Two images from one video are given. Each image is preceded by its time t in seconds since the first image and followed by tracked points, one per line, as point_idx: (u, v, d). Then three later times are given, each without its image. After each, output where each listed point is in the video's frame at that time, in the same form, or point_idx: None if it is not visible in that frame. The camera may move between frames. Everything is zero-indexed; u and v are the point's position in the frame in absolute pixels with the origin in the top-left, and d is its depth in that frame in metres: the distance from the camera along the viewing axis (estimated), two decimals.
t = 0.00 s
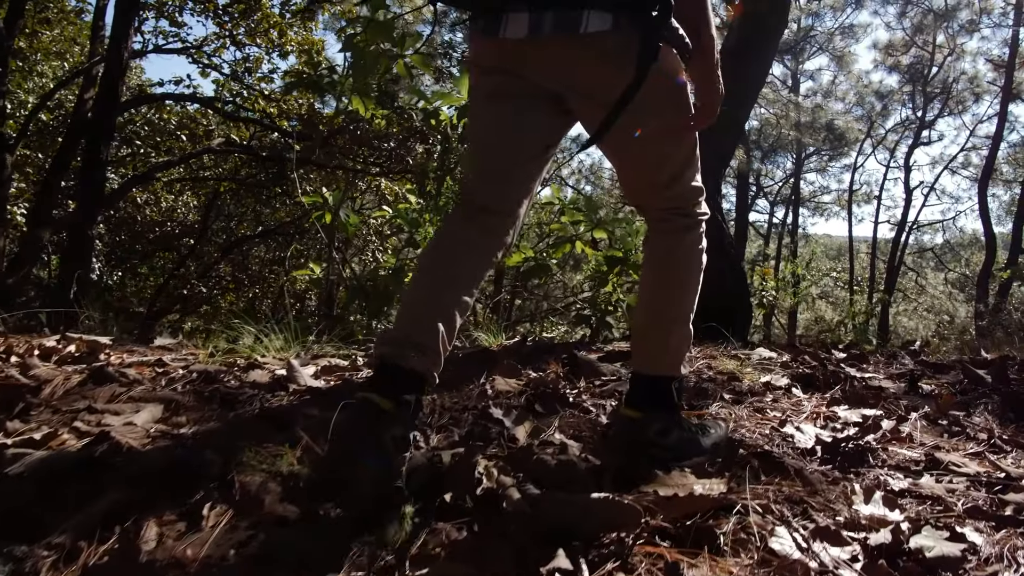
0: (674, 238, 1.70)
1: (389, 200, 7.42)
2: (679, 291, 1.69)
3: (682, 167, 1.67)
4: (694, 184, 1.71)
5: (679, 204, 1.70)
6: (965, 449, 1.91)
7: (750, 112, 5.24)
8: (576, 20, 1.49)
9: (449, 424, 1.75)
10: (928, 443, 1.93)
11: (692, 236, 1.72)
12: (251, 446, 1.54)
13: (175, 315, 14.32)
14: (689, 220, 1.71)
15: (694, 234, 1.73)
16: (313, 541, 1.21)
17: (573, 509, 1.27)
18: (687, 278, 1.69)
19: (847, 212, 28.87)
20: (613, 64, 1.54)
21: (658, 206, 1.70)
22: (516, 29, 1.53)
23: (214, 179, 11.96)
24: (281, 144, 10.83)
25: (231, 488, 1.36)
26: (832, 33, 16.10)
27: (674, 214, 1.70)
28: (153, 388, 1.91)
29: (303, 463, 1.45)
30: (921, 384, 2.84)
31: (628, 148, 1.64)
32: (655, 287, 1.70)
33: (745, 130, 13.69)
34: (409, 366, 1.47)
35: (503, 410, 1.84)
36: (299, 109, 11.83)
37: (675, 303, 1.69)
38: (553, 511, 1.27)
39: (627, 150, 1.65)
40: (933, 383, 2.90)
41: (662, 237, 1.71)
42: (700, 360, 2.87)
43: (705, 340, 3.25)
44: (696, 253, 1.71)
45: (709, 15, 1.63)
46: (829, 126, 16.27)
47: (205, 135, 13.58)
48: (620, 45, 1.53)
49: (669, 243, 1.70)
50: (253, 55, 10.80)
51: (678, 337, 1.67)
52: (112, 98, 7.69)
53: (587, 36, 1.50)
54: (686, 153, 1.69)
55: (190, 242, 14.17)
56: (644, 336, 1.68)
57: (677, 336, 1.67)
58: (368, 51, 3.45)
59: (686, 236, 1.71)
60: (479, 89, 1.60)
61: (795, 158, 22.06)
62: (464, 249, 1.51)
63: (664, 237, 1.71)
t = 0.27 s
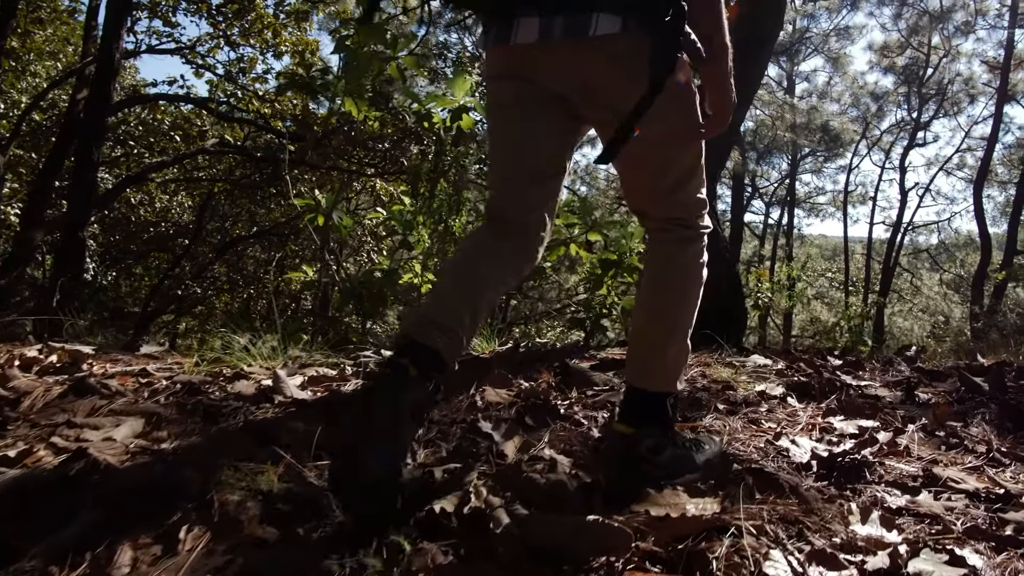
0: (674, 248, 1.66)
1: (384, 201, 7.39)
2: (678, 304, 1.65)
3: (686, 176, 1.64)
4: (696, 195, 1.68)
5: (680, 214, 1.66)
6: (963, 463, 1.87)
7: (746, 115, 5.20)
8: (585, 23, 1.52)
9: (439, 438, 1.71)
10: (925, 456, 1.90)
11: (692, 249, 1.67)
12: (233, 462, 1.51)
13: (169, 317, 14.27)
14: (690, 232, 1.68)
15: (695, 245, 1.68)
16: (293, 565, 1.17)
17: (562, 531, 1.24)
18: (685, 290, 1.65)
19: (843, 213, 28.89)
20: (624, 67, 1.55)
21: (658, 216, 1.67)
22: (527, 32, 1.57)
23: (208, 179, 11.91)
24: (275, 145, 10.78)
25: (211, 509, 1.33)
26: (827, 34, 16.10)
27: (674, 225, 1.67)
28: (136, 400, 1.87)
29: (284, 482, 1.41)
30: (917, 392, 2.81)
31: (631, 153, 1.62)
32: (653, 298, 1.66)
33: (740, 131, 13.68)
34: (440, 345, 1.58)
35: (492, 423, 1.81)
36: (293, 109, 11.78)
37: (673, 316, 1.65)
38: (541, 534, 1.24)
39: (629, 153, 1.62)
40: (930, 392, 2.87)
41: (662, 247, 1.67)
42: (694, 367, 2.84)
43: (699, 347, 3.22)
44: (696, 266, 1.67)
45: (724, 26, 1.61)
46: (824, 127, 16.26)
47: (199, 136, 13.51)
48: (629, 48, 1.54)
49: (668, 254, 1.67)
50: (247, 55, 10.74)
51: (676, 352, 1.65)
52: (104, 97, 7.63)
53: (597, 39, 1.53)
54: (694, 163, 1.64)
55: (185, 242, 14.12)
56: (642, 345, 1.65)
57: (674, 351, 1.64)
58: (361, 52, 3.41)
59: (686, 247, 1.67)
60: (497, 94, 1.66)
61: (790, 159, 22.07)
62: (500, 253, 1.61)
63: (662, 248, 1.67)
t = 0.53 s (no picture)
0: (672, 259, 1.64)
1: (378, 201, 7.35)
2: (675, 319, 1.62)
3: (688, 184, 1.61)
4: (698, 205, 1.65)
5: (679, 223, 1.64)
6: (962, 477, 1.83)
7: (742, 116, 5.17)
8: (591, 26, 1.51)
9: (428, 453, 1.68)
10: (923, 469, 1.87)
11: (690, 261, 1.65)
12: (215, 479, 1.47)
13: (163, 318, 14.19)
14: (689, 244, 1.65)
15: (693, 260, 1.65)
16: None
17: (551, 553, 1.21)
18: (682, 301, 1.62)
19: (838, 215, 28.92)
20: (630, 70, 1.53)
21: (657, 226, 1.64)
22: (536, 37, 1.58)
23: (201, 181, 11.86)
24: (269, 146, 10.72)
25: (190, 530, 1.28)
26: (823, 35, 16.07)
27: (672, 236, 1.64)
28: (120, 413, 1.83)
29: (271, 502, 1.37)
30: (915, 403, 2.77)
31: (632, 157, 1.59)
32: (649, 310, 1.63)
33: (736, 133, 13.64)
34: (478, 323, 1.45)
35: (481, 437, 1.77)
36: (287, 110, 11.72)
37: (671, 331, 1.62)
38: (529, 558, 1.21)
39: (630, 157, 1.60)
40: (927, 400, 2.83)
41: (660, 257, 1.64)
42: (687, 375, 2.81)
43: (693, 355, 3.18)
44: (694, 277, 1.65)
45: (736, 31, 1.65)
46: (820, 128, 16.23)
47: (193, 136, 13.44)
48: (635, 51, 1.52)
49: (666, 266, 1.64)
50: (241, 56, 10.67)
51: (670, 368, 1.62)
52: (94, 97, 7.58)
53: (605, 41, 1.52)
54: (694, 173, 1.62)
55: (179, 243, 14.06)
56: (637, 360, 1.62)
57: (669, 368, 1.61)
58: (351, 55, 3.33)
59: (685, 258, 1.64)
60: (513, 107, 1.70)
61: (786, 160, 22.07)
62: (533, 254, 1.60)
63: (660, 260, 1.64)
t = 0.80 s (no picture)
0: (665, 270, 1.61)
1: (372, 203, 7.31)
2: (668, 330, 1.59)
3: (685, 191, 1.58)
4: (695, 214, 1.62)
5: (675, 232, 1.61)
6: (961, 492, 1.80)
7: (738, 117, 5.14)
8: (592, 29, 1.51)
9: (414, 469, 1.64)
10: (921, 484, 1.83)
11: (685, 270, 1.61)
12: (197, 496, 1.43)
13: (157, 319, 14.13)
14: (684, 255, 1.62)
15: (688, 271, 1.62)
16: None
17: None
18: (675, 312, 1.59)
19: (834, 216, 28.92)
20: (630, 74, 1.53)
21: (652, 235, 1.62)
22: (543, 43, 1.62)
23: (195, 182, 11.80)
24: (263, 147, 10.67)
25: (166, 553, 1.24)
26: (818, 36, 16.06)
27: (668, 245, 1.62)
28: (100, 427, 1.79)
29: (251, 522, 1.33)
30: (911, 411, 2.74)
31: (629, 161, 1.58)
32: (643, 320, 1.60)
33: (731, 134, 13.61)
34: (519, 301, 1.59)
35: (470, 452, 1.74)
36: (281, 111, 11.66)
37: (662, 344, 1.59)
38: None
39: (629, 159, 1.58)
40: (923, 408, 2.80)
41: (653, 268, 1.62)
42: (680, 383, 2.77)
43: (687, 362, 3.15)
44: (687, 290, 1.61)
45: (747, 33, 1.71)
46: (815, 130, 16.22)
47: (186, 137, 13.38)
48: (637, 54, 1.51)
49: (659, 275, 1.61)
50: (235, 56, 10.62)
51: (663, 381, 1.58)
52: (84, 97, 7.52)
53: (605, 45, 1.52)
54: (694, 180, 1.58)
55: (173, 244, 13.99)
56: (629, 372, 1.59)
57: (662, 380, 1.58)
58: (343, 59, 3.24)
59: (678, 269, 1.61)
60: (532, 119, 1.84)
61: (781, 161, 22.06)
62: (561, 251, 1.76)
63: (654, 268, 1.62)
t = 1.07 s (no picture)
0: (655, 280, 1.57)
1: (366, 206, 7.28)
2: (659, 343, 1.55)
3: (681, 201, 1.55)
4: (690, 225, 1.59)
5: (668, 241, 1.57)
6: (959, 506, 1.77)
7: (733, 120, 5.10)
8: (598, 37, 1.50)
9: (400, 487, 1.61)
10: (918, 498, 1.80)
11: (677, 282, 1.58)
12: (178, 515, 1.39)
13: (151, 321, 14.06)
14: (676, 266, 1.58)
15: (680, 284, 1.58)
16: None
17: None
18: (667, 325, 1.56)
19: (829, 216, 28.93)
20: (635, 77, 1.51)
21: (645, 244, 1.59)
22: (549, 50, 1.60)
23: (189, 183, 11.75)
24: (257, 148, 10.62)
25: None
26: (814, 38, 16.05)
27: (661, 255, 1.58)
28: (79, 441, 1.75)
29: (230, 545, 1.29)
30: (906, 418, 2.71)
31: (627, 164, 1.55)
32: (634, 332, 1.56)
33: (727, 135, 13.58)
34: (555, 296, 1.61)
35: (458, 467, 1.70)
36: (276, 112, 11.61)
37: (652, 358, 1.55)
38: None
39: (628, 161, 1.55)
40: (920, 417, 2.77)
41: (644, 277, 1.58)
42: (672, 391, 2.74)
43: (681, 370, 3.12)
44: (679, 303, 1.57)
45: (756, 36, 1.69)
46: (810, 131, 16.21)
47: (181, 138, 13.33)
48: (643, 60, 1.49)
49: (648, 287, 1.57)
50: (229, 57, 10.57)
51: (654, 398, 1.54)
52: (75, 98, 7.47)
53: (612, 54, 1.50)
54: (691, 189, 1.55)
55: (167, 245, 13.92)
56: (620, 387, 1.55)
57: (653, 396, 1.54)
58: (334, 59, 3.21)
59: (671, 280, 1.57)
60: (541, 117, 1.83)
61: (777, 162, 22.07)
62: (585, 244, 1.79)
63: (644, 278, 1.58)
